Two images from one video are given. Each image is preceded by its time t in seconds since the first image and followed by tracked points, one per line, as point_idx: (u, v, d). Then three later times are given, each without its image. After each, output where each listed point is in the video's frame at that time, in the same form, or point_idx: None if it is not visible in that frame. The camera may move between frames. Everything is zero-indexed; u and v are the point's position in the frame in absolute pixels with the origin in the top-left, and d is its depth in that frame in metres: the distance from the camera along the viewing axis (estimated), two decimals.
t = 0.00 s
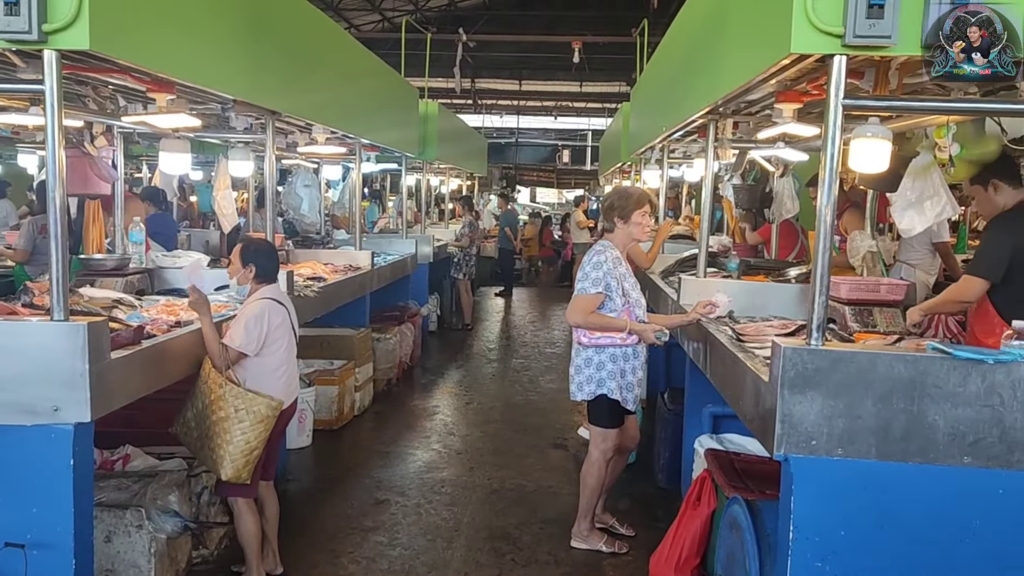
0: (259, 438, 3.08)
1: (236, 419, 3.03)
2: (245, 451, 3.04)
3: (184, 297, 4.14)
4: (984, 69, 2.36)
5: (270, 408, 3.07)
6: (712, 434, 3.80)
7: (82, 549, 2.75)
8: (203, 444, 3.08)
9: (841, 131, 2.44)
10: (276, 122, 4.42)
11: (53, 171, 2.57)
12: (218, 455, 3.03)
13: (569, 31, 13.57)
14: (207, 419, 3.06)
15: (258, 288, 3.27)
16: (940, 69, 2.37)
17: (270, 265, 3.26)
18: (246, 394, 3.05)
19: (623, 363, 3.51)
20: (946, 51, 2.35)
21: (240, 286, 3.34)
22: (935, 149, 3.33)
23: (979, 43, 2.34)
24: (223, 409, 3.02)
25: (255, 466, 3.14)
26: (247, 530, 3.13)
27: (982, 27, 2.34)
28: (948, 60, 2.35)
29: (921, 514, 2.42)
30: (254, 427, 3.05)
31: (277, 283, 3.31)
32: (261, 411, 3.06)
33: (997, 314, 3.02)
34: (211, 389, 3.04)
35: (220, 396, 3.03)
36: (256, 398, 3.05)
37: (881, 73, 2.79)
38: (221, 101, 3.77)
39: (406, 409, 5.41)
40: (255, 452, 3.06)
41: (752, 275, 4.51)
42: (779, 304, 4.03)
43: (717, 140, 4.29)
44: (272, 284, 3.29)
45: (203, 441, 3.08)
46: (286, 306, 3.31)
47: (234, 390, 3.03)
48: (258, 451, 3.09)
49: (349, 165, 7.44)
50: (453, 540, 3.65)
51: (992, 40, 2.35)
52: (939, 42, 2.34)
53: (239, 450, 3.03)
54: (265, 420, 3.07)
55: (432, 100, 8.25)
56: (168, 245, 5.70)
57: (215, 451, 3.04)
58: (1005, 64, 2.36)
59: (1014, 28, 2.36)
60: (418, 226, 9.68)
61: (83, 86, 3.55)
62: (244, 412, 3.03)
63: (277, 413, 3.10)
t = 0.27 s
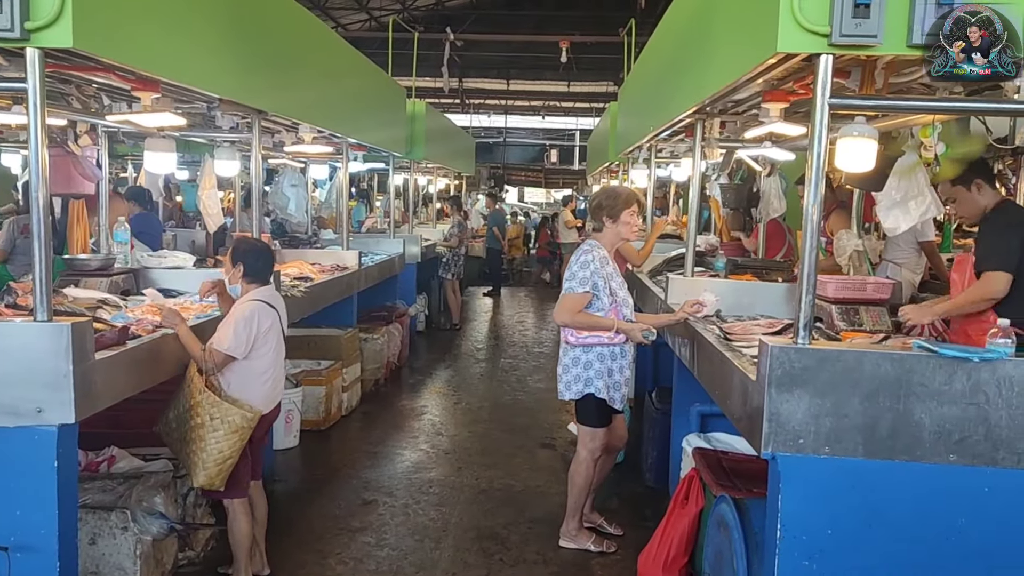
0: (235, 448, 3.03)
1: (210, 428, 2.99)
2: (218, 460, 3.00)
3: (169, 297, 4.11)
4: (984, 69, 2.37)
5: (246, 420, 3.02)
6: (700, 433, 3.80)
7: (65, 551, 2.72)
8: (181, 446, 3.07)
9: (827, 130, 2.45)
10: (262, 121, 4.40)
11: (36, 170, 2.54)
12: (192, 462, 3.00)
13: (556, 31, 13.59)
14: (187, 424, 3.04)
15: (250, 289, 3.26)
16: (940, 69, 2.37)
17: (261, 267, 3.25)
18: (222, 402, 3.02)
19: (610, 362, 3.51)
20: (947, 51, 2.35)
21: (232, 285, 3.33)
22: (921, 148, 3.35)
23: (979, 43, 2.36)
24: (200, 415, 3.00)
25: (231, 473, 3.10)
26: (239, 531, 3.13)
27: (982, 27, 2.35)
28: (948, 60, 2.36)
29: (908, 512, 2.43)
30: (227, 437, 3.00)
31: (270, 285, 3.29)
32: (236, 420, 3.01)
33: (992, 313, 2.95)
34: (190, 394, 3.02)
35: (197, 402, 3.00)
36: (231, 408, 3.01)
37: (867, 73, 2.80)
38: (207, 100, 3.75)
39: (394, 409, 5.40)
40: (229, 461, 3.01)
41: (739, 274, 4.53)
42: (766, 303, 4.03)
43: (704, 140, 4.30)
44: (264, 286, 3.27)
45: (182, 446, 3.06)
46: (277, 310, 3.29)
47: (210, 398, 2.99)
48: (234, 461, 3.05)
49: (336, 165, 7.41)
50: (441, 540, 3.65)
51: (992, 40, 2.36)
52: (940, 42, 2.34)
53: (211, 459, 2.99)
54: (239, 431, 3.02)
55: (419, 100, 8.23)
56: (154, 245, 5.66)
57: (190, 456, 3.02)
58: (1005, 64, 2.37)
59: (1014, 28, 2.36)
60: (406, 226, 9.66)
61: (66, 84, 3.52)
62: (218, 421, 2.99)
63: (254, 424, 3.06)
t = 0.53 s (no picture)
0: (219, 452, 3.02)
1: (196, 430, 2.98)
2: (202, 463, 2.99)
3: (159, 297, 4.09)
4: (984, 69, 2.38)
5: (230, 424, 3.01)
6: (692, 432, 3.81)
7: (56, 552, 2.70)
8: (169, 447, 3.06)
9: (819, 130, 2.45)
10: (253, 120, 4.39)
11: (26, 169, 2.53)
12: (177, 464, 3.00)
13: (547, 30, 13.61)
14: (175, 424, 3.04)
15: (243, 290, 3.25)
16: (940, 69, 2.38)
17: (252, 267, 3.23)
18: (208, 404, 3.01)
19: (602, 361, 3.51)
20: (947, 51, 2.36)
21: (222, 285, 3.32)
22: (911, 147, 3.36)
23: (980, 43, 2.37)
24: (187, 416, 2.99)
25: (218, 475, 3.10)
26: (233, 532, 3.14)
27: (982, 27, 2.36)
28: (949, 59, 2.37)
29: (898, 510, 2.44)
30: (212, 441, 2.99)
31: (263, 285, 3.28)
32: (220, 424, 3.00)
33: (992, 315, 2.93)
34: (180, 395, 3.02)
35: (185, 403, 3.00)
36: (217, 410, 3.00)
37: (858, 72, 2.82)
38: (198, 99, 3.73)
39: (385, 408, 5.39)
40: (213, 465, 3.00)
41: (731, 273, 4.54)
42: (758, 302, 4.05)
43: (695, 139, 4.31)
44: (257, 286, 3.26)
45: (170, 446, 3.06)
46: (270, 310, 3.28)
47: (196, 400, 2.99)
48: (218, 464, 3.04)
49: (327, 164, 7.40)
50: (433, 540, 3.64)
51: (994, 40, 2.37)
52: (940, 42, 2.36)
53: (195, 461, 2.98)
54: (224, 434, 3.01)
55: (410, 99, 8.22)
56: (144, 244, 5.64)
57: (176, 457, 3.02)
58: (1005, 64, 2.38)
59: (1013, 28, 2.38)
60: (396, 225, 9.64)
61: (56, 83, 3.50)
62: (203, 423, 2.98)
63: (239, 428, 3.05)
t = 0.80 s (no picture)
0: (214, 452, 3.01)
1: (190, 430, 2.97)
2: (197, 463, 2.98)
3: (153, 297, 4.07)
4: (984, 69, 2.37)
5: (224, 424, 3.00)
6: (687, 431, 3.80)
7: (49, 554, 2.68)
8: (163, 449, 3.06)
9: (813, 129, 2.46)
10: (247, 119, 4.37)
11: (18, 169, 2.52)
12: (171, 465, 3.00)
13: (541, 29, 13.60)
14: (169, 425, 3.03)
15: (234, 290, 3.23)
16: (940, 69, 2.38)
17: (244, 267, 3.21)
18: (203, 405, 3.00)
19: (597, 360, 3.51)
20: (947, 52, 2.35)
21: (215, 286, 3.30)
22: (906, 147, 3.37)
23: (979, 43, 2.36)
24: (181, 417, 2.99)
25: (212, 476, 3.09)
26: (228, 533, 3.13)
27: (982, 27, 2.35)
28: (949, 60, 2.36)
29: (893, 508, 2.45)
30: (206, 441, 2.98)
31: (255, 286, 3.27)
32: (215, 424, 2.99)
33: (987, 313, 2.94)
34: (173, 395, 3.02)
35: (178, 404, 2.99)
36: (211, 411, 2.99)
37: (852, 71, 2.82)
38: (191, 98, 3.72)
39: (380, 408, 5.38)
40: (207, 465, 2.99)
41: (725, 272, 4.55)
42: (752, 301, 4.05)
43: (690, 138, 4.32)
44: (249, 287, 3.25)
45: (163, 447, 3.05)
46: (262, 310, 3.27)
47: (191, 400, 2.98)
48: (213, 464, 3.03)
49: (321, 163, 7.38)
50: (428, 540, 3.64)
51: (994, 40, 2.36)
52: (940, 42, 2.35)
53: (190, 462, 2.98)
54: (219, 434, 3.00)
55: (404, 98, 8.20)
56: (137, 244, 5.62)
57: (170, 458, 3.01)
58: (1004, 65, 2.36)
59: (1013, 28, 2.37)
60: (390, 224, 9.63)
61: (48, 82, 3.48)
62: (198, 424, 2.97)
63: (233, 427, 3.03)
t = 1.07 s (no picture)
0: (208, 457, 3.01)
1: (186, 436, 2.97)
2: (192, 468, 2.99)
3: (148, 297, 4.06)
4: (984, 69, 2.39)
5: (220, 429, 3.00)
6: (683, 430, 3.81)
7: (44, 556, 2.68)
8: (158, 451, 3.05)
9: (807, 128, 2.46)
10: (242, 119, 4.36)
11: (11, 169, 2.51)
12: (166, 469, 3.00)
13: (536, 28, 13.60)
14: (163, 428, 3.02)
15: (225, 291, 3.23)
16: (940, 69, 2.39)
17: (234, 267, 3.20)
18: (198, 410, 2.99)
19: (593, 360, 3.51)
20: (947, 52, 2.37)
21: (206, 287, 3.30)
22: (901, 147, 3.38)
23: (979, 43, 2.37)
24: (176, 422, 2.98)
25: (207, 479, 3.10)
26: (225, 535, 3.14)
27: (982, 27, 2.37)
28: (948, 59, 2.38)
29: (888, 507, 2.45)
30: (201, 446, 2.98)
31: (245, 286, 3.26)
32: (210, 430, 2.99)
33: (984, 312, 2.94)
34: (169, 399, 3.01)
35: (173, 408, 2.99)
36: (207, 416, 2.99)
37: (846, 71, 2.82)
38: (186, 98, 3.71)
39: (376, 408, 5.38)
40: (202, 470, 3.00)
41: (720, 271, 4.55)
42: (747, 300, 4.05)
43: (685, 137, 4.32)
44: (240, 287, 3.24)
45: (158, 450, 3.05)
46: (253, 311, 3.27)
47: (186, 406, 2.97)
48: (208, 468, 3.04)
49: (316, 163, 7.37)
50: (424, 540, 3.64)
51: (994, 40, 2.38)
52: (941, 42, 2.36)
53: (185, 467, 2.98)
54: (214, 440, 3.00)
55: (399, 97, 8.19)
56: (132, 243, 5.61)
57: (165, 462, 3.01)
58: (1005, 65, 2.38)
59: (1013, 28, 2.39)
60: (385, 224, 9.62)
61: (41, 82, 3.47)
62: (193, 429, 2.97)
63: (229, 432, 3.03)
